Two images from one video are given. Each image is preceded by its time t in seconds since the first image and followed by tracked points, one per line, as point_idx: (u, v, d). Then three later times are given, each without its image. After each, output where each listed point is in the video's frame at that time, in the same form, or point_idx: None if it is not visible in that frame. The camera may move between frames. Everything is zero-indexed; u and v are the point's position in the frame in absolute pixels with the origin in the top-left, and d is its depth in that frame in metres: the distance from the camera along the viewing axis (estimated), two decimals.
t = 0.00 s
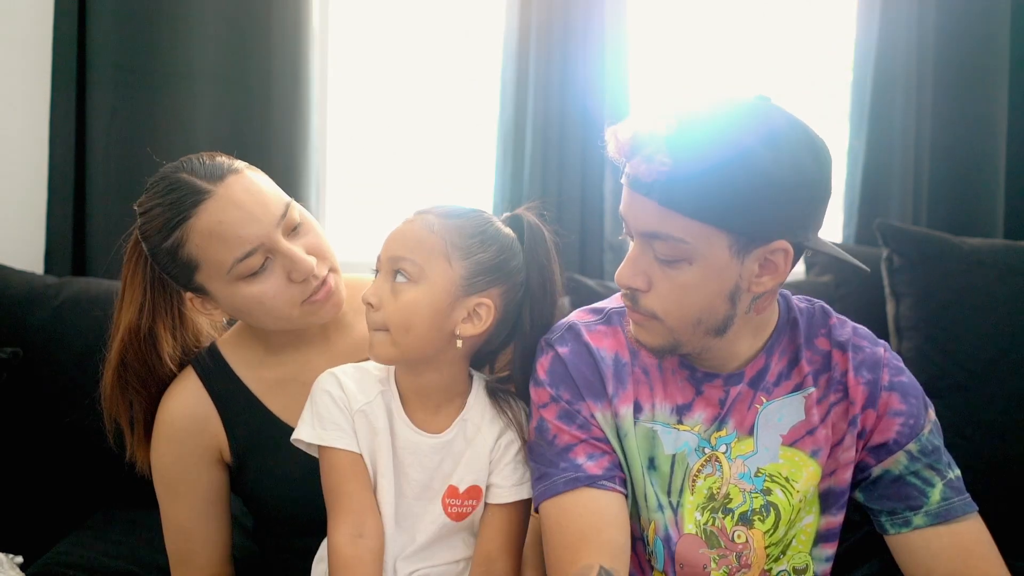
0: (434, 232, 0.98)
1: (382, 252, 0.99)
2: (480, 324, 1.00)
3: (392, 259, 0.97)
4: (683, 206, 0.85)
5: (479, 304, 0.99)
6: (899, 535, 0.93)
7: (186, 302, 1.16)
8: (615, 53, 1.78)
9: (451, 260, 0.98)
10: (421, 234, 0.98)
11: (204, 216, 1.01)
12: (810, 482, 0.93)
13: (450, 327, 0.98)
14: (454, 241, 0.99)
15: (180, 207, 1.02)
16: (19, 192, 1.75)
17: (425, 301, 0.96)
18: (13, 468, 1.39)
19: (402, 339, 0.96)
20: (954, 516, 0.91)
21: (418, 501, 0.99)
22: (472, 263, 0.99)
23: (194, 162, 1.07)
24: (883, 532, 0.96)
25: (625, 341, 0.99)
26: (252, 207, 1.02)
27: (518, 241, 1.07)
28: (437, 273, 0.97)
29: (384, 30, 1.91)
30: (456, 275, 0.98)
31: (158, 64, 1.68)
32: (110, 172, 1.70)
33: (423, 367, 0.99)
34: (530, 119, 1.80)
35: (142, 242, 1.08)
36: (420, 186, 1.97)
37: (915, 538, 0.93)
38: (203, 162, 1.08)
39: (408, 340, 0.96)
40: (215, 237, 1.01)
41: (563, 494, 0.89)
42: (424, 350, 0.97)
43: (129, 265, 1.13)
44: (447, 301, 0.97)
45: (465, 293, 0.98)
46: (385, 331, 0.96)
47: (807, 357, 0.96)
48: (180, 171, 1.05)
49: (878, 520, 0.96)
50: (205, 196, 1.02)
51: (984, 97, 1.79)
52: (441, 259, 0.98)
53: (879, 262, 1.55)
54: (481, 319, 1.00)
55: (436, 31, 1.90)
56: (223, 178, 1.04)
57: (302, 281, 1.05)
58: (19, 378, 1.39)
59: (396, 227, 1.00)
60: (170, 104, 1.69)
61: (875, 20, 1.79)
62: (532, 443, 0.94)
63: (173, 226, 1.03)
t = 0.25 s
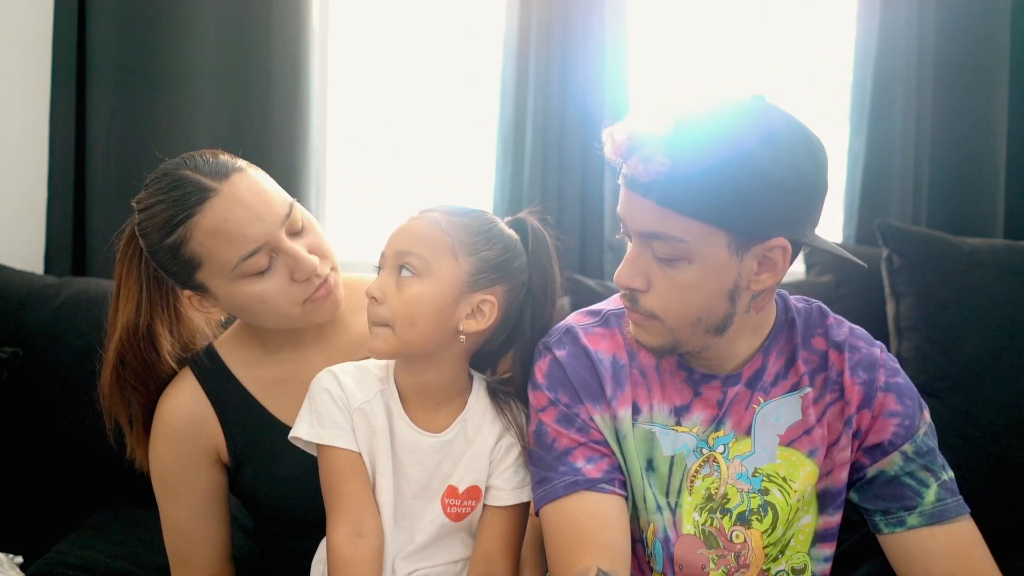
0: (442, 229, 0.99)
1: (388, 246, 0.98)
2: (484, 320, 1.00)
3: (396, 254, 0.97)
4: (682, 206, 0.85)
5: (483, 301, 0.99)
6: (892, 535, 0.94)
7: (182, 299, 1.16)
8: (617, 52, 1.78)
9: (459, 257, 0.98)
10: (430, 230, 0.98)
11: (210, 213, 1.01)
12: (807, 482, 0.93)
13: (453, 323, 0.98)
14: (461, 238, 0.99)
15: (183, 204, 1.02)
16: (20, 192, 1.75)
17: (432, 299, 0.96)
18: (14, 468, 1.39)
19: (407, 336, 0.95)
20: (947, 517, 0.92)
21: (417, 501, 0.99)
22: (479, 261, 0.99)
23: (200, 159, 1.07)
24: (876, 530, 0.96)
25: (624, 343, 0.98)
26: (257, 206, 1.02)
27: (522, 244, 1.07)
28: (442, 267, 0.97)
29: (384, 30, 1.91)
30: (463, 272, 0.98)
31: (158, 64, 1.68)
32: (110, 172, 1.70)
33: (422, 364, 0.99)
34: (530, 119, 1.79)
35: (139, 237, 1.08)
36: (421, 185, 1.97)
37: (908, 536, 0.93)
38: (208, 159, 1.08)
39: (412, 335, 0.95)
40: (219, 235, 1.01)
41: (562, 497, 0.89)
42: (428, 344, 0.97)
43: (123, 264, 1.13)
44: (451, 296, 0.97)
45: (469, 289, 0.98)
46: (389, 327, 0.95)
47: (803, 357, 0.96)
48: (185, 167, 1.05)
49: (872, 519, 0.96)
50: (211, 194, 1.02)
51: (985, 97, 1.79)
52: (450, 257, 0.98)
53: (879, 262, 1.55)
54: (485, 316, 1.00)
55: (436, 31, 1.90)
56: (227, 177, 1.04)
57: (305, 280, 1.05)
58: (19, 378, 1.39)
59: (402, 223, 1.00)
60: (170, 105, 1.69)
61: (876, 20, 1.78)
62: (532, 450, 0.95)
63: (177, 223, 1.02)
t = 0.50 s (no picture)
0: (441, 227, 0.99)
1: (386, 245, 0.98)
2: (484, 318, 1.00)
3: (395, 253, 0.97)
4: (679, 208, 0.85)
5: (484, 299, 0.99)
6: (900, 532, 0.93)
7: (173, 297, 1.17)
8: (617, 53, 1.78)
9: (457, 254, 0.98)
10: (428, 228, 0.98)
11: (200, 212, 1.01)
12: (806, 481, 0.93)
13: (454, 323, 0.98)
14: (461, 236, 0.99)
15: (175, 203, 1.02)
16: (21, 193, 1.75)
17: (431, 297, 0.96)
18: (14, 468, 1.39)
19: (408, 335, 0.95)
20: (953, 513, 0.91)
21: (417, 500, 0.99)
22: (477, 256, 0.99)
23: (190, 159, 1.08)
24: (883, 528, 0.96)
25: (622, 342, 0.98)
26: (249, 203, 1.02)
27: (523, 244, 1.07)
28: (441, 265, 0.97)
29: (384, 31, 1.92)
30: (462, 269, 0.98)
31: (158, 65, 1.69)
32: (110, 173, 1.70)
33: (422, 363, 0.99)
34: (529, 119, 1.80)
35: (133, 237, 1.08)
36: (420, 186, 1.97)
37: (913, 534, 0.93)
38: (199, 159, 1.08)
39: (412, 334, 0.95)
40: (210, 233, 1.01)
41: (559, 493, 0.89)
42: (427, 343, 0.97)
43: (114, 263, 1.13)
44: (451, 295, 0.97)
45: (470, 287, 0.98)
46: (389, 326, 0.95)
47: (803, 356, 0.96)
48: (176, 167, 1.06)
49: (878, 518, 0.96)
50: (202, 192, 1.02)
51: (985, 98, 1.79)
52: (449, 254, 0.98)
53: (879, 262, 1.54)
54: (485, 314, 1.00)
55: (435, 31, 1.90)
56: (219, 175, 1.04)
57: (297, 278, 1.05)
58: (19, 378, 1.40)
59: (400, 222, 1.00)
60: (170, 105, 1.70)
61: (876, 20, 1.78)
62: (529, 445, 0.95)
63: (168, 222, 1.02)
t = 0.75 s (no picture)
0: (431, 230, 0.99)
1: (377, 248, 0.98)
2: (475, 321, 1.00)
3: (386, 256, 0.97)
4: (682, 212, 0.85)
5: (475, 302, 0.99)
6: (896, 535, 0.93)
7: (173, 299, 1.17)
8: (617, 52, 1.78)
9: (447, 256, 0.98)
10: (419, 231, 0.98)
11: (200, 210, 1.01)
12: (806, 483, 0.93)
13: (445, 327, 0.98)
14: (451, 238, 0.99)
15: (174, 201, 1.02)
16: (21, 193, 1.75)
17: (422, 301, 0.96)
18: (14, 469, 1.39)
19: (397, 342, 0.95)
20: (950, 516, 0.91)
21: (412, 501, 0.99)
22: (467, 259, 0.99)
23: (189, 158, 1.07)
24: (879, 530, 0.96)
25: (622, 342, 0.98)
26: (249, 200, 1.02)
27: (515, 245, 1.08)
28: (432, 268, 0.97)
29: (384, 31, 1.92)
30: (452, 271, 0.98)
31: (158, 65, 1.69)
32: (110, 173, 1.70)
33: (413, 366, 0.99)
34: (529, 119, 1.80)
35: (132, 237, 1.08)
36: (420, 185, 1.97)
37: (910, 536, 0.93)
38: (197, 158, 1.08)
39: (403, 337, 0.95)
40: (211, 231, 1.01)
41: (559, 495, 0.89)
42: (419, 346, 0.97)
43: (114, 266, 1.13)
44: (442, 300, 0.97)
45: (461, 290, 0.98)
46: (380, 330, 0.95)
47: (803, 357, 0.96)
48: (175, 166, 1.06)
49: (874, 519, 0.96)
50: (202, 189, 1.02)
51: (985, 98, 1.79)
52: (438, 256, 0.98)
53: (879, 262, 1.54)
54: (476, 317, 1.00)
55: (435, 31, 1.90)
56: (218, 173, 1.04)
57: (297, 275, 1.05)
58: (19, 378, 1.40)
59: (391, 224, 1.00)
60: (170, 105, 1.70)
61: (876, 20, 1.78)
62: (529, 446, 0.95)
63: (167, 219, 1.02)
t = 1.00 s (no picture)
0: (427, 228, 0.99)
1: (373, 248, 0.98)
2: (473, 318, 1.00)
3: (383, 255, 0.97)
4: (689, 229, 0.85)
5: (473, 299, 1.00)
6: (891, 538, 0.94)
7: (172, 296, 1.17)
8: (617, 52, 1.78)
9: (445, 254, 0.98)
10: (416, 229, 0.98)
11: (204, 210, 1.01)
12: (806, 487, 0.94)
13: (444, 324, 0.99)
14: (447, 236, 0.99)
15: (178, 201, 1.02)
16: (20, 192, 1.75)
17: (421, 297, 0.96)
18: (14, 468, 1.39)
19: (398, 338, 0.95)
20: (945, 520, 0.92)
21: (410, 501, 0.99)
22: (465, 256, 0.99)
23: (193, 157, 1.07)
24: (873, 533, 0.96)
25: (621, 344, 0.99)
26: (253, 202, 1.02)
27: (511, 244, 1.08)
28: (429, 266, 0.97)
29: (384, 30, 1.92)
30: (450, 269, 0.98)
31: (158, 65, 1.69)
32: (110, 173, 1.70)
33: (411, 365, 0.99)
34: (529, 119, 1.79)
35: (132, 234, 1.08)
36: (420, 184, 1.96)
37: (906, 539, 0.93)
38: (202, 157, 1.08)
39: (403, 337, 0.95)
40: (214, 231, 1.01)
41: (560, 500, 0.89)
42: (420, 345, 0.97)
43: (112, 262, 1.13)
44: (439, 298, 0.97)
45: (458, 288, 0.99)
46: (381, 329, 0.95)
47: (802, 361, 0.96)
48: (179, 165, 1.06)
49: (869, 521, 0.96)
50: (206, 190, 1.02)
51: (986, 98, 1.79)
52: (436, 254, 0.98)
53: (879, 262, 1.54)
54: (474, 314, 1.00)
55: (435, 30, 1.90)
56: (222, 174, 1.04)
57: (298, 277, 1.05)
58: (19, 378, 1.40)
59: (387, 224, 1.00)
60: (169, 105, 1.69)
61: (876, 20, 1.78)
62: (528, 451, 0.95)
63: (170, 219, 1.02)
